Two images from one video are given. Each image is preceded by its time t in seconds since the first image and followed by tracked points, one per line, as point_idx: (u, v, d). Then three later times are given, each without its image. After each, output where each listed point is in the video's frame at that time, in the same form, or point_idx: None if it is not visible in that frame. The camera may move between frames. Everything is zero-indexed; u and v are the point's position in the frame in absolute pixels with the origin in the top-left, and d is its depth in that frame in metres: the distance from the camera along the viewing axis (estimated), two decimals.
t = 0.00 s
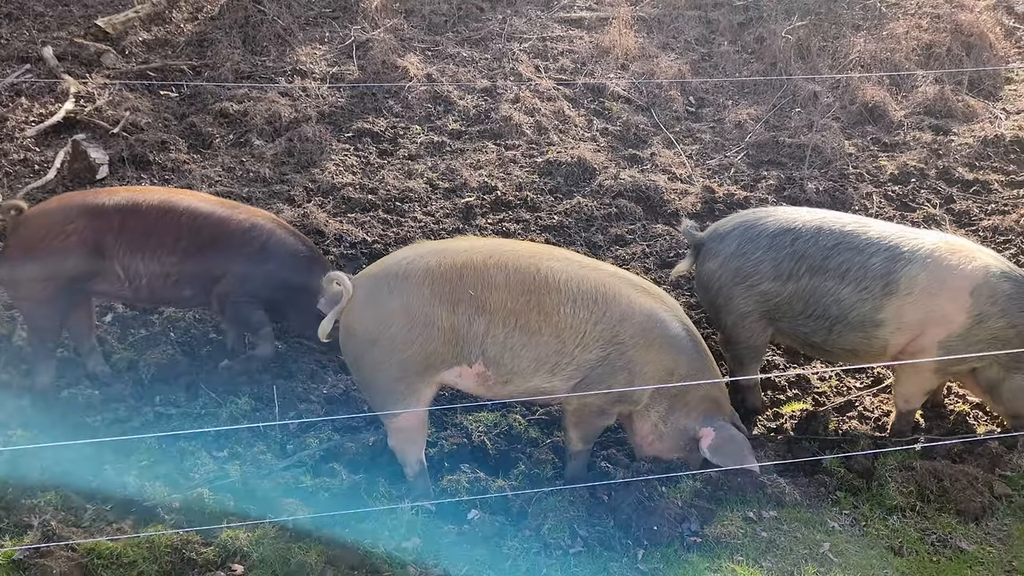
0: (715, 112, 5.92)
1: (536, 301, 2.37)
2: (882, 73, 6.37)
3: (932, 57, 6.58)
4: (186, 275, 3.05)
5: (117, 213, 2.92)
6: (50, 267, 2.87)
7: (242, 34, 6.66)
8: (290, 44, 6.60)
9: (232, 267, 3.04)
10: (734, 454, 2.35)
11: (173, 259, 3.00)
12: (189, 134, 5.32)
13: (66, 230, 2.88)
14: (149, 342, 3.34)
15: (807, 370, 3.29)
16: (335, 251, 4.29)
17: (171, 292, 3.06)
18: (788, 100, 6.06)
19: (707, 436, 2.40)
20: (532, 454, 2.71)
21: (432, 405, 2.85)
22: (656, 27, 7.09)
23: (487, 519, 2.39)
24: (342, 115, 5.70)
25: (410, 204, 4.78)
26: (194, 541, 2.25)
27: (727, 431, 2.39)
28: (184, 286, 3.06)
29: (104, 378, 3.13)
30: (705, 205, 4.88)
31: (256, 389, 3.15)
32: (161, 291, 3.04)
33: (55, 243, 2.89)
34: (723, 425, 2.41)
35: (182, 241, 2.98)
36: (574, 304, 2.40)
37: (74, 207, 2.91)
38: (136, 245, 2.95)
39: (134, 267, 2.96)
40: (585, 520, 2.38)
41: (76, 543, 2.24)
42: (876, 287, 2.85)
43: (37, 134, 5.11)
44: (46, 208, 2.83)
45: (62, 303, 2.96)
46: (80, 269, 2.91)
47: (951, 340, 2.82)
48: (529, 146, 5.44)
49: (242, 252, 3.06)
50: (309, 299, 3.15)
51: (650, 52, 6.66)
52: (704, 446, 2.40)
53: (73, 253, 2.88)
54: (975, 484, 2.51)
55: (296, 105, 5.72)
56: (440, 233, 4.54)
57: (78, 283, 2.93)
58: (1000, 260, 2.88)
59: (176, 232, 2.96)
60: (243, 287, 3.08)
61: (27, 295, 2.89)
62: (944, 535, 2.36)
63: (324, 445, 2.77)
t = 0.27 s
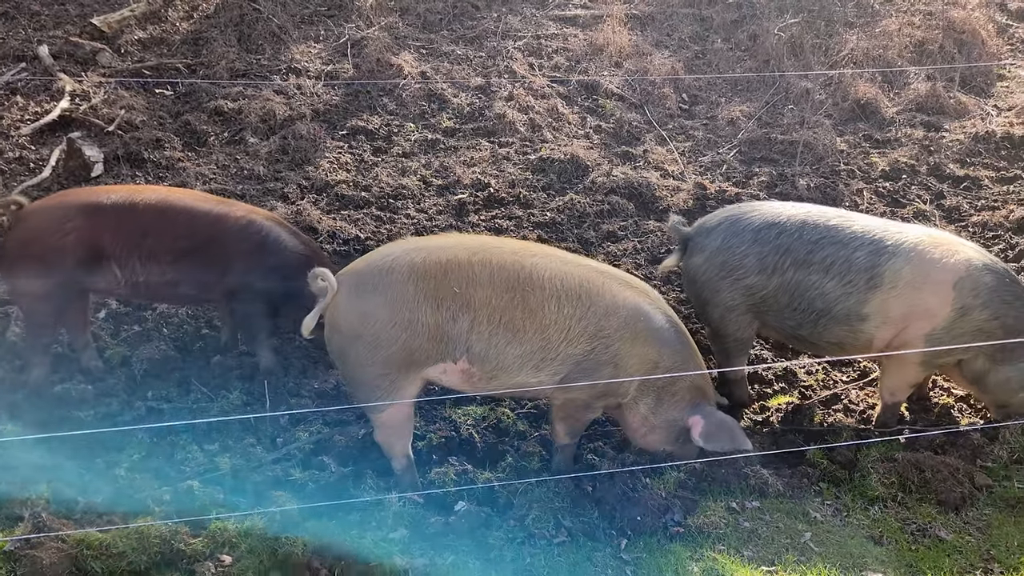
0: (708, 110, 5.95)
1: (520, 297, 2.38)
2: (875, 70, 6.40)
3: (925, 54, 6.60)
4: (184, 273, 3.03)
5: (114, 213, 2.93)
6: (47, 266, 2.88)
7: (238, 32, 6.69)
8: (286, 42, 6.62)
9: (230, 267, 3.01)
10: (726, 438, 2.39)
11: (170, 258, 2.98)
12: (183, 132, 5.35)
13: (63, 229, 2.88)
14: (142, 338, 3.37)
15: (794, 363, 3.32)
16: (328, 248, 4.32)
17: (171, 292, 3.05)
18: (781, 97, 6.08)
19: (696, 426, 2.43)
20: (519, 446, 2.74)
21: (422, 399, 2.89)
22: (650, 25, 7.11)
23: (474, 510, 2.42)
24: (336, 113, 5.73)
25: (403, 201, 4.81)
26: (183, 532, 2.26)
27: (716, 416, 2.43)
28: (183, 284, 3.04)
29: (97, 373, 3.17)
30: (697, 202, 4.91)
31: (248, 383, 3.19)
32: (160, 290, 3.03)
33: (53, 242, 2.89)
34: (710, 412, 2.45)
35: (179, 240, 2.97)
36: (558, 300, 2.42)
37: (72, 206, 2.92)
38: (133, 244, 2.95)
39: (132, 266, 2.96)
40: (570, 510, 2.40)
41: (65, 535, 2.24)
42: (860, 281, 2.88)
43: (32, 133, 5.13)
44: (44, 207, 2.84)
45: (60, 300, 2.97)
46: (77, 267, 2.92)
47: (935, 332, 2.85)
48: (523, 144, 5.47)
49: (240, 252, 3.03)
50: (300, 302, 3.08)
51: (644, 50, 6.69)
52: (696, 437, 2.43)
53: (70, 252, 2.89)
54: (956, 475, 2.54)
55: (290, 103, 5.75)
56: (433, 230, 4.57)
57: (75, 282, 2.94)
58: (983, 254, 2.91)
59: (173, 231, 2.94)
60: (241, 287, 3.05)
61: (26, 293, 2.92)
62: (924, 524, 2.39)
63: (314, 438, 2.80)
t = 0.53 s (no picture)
0: (704, 108, 5.97)
1: (512, 295, 2.40)
2: (870, 68, 6.42)
3: (920, 52, 6.63)
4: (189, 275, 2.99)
5: (120, 212, 2.90)
6: (53, 266, 2.87)
7: (235, 32, 6.71)
8: (283, 42, 6.65)
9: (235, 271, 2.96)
10: (717, 429, 2.44)
11: (177, 259, 2.94)
12: (181, 131, 5.37)
13: (68, 228, 2.85)
14: (140, 336, 3.40)
15: (788, 359, 3.35)
16: (326, 247, 4.34)
17: (178, 293, 3.01)
18: (777, 95, 6.11)
19: (688, 419, 2.47)
20: (514, 441, 2.76)
21: (418, 395, 2.91)
22: (647, 24, 7.14)
23: (469, 503, 2.45)
24: (334, 112, 5.75)
25: (400, 199, 4.83)
26: (181, 526, 2.27)
27: (707, 409, 2.47)
28: (187, 285, 3.00)
29: (96, 372, 3.20)
30: (693, 199, 4.93)
31: (245, 380, 3.21)
32: (167, 292, 3.01)
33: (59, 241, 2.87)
34: (702, 404, 2.49)
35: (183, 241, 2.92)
36: (550, 298, 2.43)
37: (78, 206, 2.90)
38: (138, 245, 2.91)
39: (138, 267, 2.93)
40: (564, 503, 2.43)
41: (64, 530, 2.25)
42: (851, 275, 2.90)
43: (31, 133, 5.16)
44: (50, 207, 2.82)
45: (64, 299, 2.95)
46: (83, 267, 2.89)
47: (925, 326, 2.87)
48: (519, 142, 5.49)
49: (248, 262, 2.97)
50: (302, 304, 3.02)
51: (641, 49, 6.71)
52: (688, 429, 2.47)
53: (77, 252, 2.86)
54: (946, 468, 2.57)
55: (288, 102, 5.77)
56: (430, 228, 4.59)
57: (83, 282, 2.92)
58: (971, 247, 2.94)
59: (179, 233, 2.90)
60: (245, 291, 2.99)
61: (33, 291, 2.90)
62: (915, 516, 2.42)
63: (311, 433, 2.83)
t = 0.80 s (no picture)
0: (705, 110, 6.00)
1: (519, 297, 2.41)
2: (871, 70, 6.45)
3: (921, 53, 6.65)
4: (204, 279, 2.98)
5: (136, 215, 2.91)
6: (74, 268, 2.89)
7: (239, 36, 6.75)
8: (286, 46, 6.68)
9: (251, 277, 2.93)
10: (714, 435, 2.42)
11: (191, 262, 2.93)
12: (186, 135, 5.41)
13: (88, 231, 2.87)
14: (147, 338, 3.42)
15: (790, 359, 3.37)
16: (330, 249, 4.37)
17: (192, 297, 3.01)
18: (778, 97, 6.14)
19: (685, 419, 2.47)
20: (518, 441, 2.78)
21: (422, 395, 2.94)
22: (648, 27, 7.17)
23: (473, 503, 2.47)
24: (337, 115, 5.78)
25: (403, 202, 4.86)
26: (189, 526, 2.30)
27: (707, 413, 2.46)
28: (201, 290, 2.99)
29: (102, 374, 3.23)
30: (695, 201, 4.95)
31: (251, 382, 3.24)
32: (181, 295, 3.00)
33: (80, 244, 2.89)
34: (704, 409, 2.47)
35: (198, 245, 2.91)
36: (557, 299, 2.45)
37: (98, 208, 2.92)
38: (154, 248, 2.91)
39: (154, 269, 2.94)
40: (568, 502, 2.45)
41: (74, 530, 2.27)
42: (847, 275, 2.92)
43: (36, 136, 5.19)
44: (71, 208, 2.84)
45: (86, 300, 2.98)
46: (102, 270, 2.91)
47: (922, 326, 2.89)
48: (522, 144, 5.52)
49: (263, 269, 2.92)
50: (313, 307, 2.96)
51: (642, 51, 6.74)
52: (684, 429, 2.47)
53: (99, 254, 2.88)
54: (947, 466, 2.58)
55: (291, 106, 5.80)
56: (433, 230, 4.62)
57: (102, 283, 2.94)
58: (967, 248, 2.95)
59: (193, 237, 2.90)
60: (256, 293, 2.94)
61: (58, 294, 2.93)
62: (916, 514, 2.44)
63: (316, 434, 2.85)
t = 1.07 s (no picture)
0: (714, 115, 6.03)
1: (540, 298, 2.44)
2: (879, 75, 6.47)
3: (929, 58, 6.67)
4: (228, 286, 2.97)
5: (162, 221, 2.95)
6: (106, 273, 2.96)
7: (250, 43, 6.80)
8: (297, 53, 6.74)
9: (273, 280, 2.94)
10: (736, 421, 2.45)
11: (217, 269, 2.95)
12: (199, 142, 5.46)
13: (117, 235, 2.94)
14: (164, 343, 3.46)
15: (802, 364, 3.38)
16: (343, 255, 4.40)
17: (216, 303, 3.02)
18: (787, 102, 6.16)
19: (704, 414, 2.48)
20: (534, 446, 2.80)
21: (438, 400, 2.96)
22: (657, 33, 7.20)
23: (491, 506, 2.49)
24: (348, 121, 5.82)
25: (415, 208, 4.89)
26: (211, 528, 2.32)
27: (723, 402, 2.48)
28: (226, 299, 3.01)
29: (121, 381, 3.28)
30: (705, 206, 4.98)
31: (268, 386, 3.27)
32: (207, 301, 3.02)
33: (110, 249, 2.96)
34: (719, 398, 2.49)
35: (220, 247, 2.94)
36: (576, 300, 2.48)
37: (126, 214, 2.97)
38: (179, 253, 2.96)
39: (182, 274, 2.98)
40: (585, 505, 2.47)
41: (99, 532, 2.30)
42: (857, 278, 2.93)
43: (50, 144, 5.24)
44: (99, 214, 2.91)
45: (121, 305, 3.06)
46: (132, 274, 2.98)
47: (933, 329, 2.89)
48: (532, 150, 5.55)
49: (285, 269, 2.94)
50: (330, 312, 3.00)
51: (651, 57, 6.77)
52: (705, 424, 2.48)
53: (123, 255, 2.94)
54: (962, 469, 2.60)
55: (302, 112, 5.85)
56: (445, 236, 4.65)
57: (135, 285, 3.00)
58: (978, 251, 2.95)
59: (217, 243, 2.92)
60: (279, 301, 2.96)
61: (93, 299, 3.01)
62: (931, 517, 2.45)
63: (334, 438, 2.87)
